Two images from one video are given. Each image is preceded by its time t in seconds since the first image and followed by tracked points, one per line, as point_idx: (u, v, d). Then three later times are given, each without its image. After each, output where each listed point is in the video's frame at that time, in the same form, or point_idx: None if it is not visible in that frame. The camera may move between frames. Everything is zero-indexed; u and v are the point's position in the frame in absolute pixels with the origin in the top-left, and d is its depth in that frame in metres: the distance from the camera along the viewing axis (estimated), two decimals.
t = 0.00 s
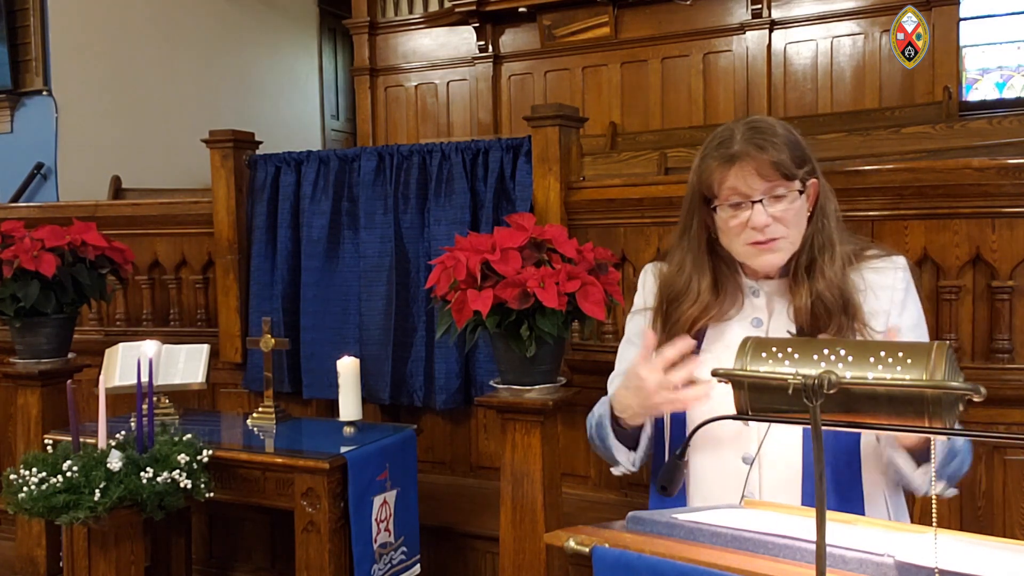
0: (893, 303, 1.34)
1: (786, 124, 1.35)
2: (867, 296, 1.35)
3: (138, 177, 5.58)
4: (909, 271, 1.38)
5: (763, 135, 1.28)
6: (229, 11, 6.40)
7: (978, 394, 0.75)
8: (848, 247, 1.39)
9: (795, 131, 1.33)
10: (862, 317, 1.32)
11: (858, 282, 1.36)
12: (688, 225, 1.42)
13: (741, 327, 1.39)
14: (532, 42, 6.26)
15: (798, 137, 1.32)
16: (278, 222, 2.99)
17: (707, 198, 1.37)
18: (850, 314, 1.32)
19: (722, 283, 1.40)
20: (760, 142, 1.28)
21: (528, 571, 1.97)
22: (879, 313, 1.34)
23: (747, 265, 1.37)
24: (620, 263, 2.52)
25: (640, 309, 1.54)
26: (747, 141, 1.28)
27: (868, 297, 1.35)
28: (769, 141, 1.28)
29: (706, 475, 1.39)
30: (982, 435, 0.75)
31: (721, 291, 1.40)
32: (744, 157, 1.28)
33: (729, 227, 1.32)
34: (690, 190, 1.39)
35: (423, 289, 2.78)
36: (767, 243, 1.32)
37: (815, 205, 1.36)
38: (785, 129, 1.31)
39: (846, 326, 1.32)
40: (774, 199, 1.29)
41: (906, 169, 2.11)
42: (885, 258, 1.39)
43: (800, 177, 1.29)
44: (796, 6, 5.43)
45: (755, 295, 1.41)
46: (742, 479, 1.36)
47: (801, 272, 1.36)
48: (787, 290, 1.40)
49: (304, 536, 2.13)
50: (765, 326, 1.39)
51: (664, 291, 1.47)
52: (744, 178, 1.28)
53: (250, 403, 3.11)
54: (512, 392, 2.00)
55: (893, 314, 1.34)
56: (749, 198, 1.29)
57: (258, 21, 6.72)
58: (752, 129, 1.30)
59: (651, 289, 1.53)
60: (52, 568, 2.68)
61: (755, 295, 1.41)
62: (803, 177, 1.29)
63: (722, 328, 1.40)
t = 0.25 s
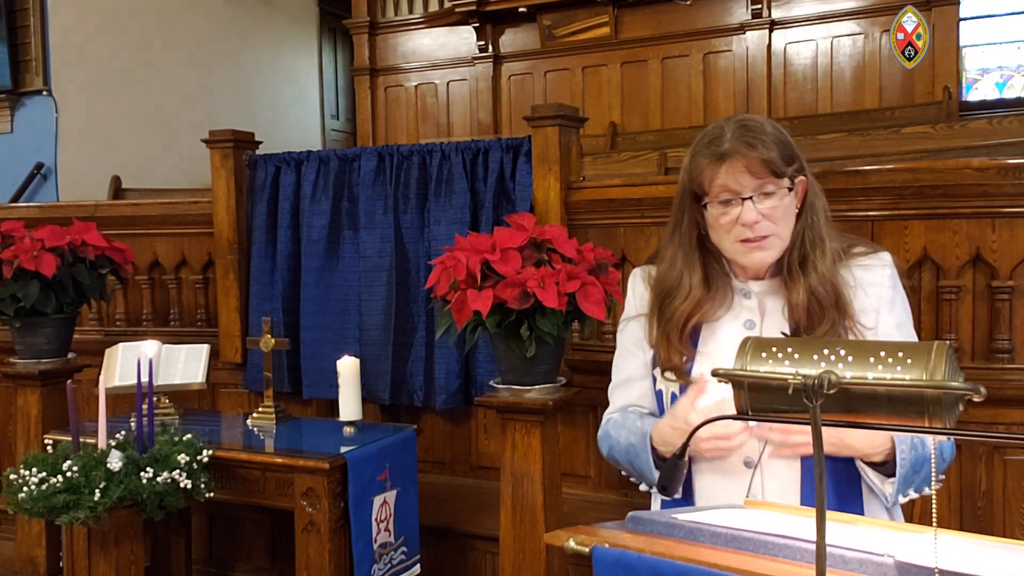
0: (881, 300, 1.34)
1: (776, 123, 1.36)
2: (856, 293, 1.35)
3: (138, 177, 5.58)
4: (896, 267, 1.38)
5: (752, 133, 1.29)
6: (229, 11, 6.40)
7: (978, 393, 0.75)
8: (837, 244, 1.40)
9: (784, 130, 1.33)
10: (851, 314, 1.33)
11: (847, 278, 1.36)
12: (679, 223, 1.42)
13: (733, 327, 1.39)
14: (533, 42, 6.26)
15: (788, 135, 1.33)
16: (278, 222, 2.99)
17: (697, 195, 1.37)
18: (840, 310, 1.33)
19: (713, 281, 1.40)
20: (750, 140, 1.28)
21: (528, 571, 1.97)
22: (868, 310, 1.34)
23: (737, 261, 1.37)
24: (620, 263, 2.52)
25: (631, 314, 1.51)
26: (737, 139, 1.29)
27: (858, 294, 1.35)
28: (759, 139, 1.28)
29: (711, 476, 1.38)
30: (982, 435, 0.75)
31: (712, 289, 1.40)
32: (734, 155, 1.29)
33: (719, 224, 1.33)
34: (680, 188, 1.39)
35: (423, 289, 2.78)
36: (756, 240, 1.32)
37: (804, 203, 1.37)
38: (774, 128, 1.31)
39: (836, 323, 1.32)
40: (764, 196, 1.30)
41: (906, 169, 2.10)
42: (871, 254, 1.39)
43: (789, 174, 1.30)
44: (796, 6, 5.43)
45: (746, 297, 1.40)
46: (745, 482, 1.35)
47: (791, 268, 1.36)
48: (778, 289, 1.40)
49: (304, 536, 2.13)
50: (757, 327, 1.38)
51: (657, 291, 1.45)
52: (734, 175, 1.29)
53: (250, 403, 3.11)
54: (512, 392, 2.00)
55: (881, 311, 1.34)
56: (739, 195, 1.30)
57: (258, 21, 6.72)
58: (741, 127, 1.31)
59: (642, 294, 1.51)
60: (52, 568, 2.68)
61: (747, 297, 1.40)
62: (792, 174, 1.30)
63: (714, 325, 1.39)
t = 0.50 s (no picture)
0: (874, 294, 1.35)
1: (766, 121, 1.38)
2: (850, 289, 1.36)
3: (138, 177, 5.58)
4: (884, 259, 1.39)
5: (740, 123, 1.30)
6: (229, 11, 6.40)
7: (978, 393, 0.75)
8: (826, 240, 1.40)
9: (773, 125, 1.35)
10: (847, 311, 1.34)
11: (840, 275, 1.37)
12: (670, 218, 1.43)
13: (733, 327, 1.38)
14: (533, 42, 6.26)
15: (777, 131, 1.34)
16: (278, 222, 2.99)
17: (687, 188, 1.38)
18: (836, 307, 1.34)
19: (708, 275, 1.40)
20: (738, 129, 1.29)
21: (528, 571, 1.97)
22: (862, 305, 1.35)
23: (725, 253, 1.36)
24: (620, 262, 2.52)
25: (625, 320, 1.49)
26: (726, 128, 1.30)
27: (852, 290, 1.36)
28: (747, 128, 1.30)
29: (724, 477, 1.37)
30: (982, 435, 0.75)
31: (707, 284, 1.40)
32: (722, 143, 1.30)
33: (708, 213, 1.33)
34: (671, 181, 1.40)
35: (423, 289, 2.78)
36: (744, 228, 1.31)
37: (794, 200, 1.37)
38: (763, 121, 1.33)
39: (834, 320, 1.33)
40: (752, 184, 1.30)
41: (906, 169, 2.11)
42: (860, 248, 1.40)
43: (777, 165, 1.30)
44: (796, 6, 5.43)
45: (742, 296, 1.40)
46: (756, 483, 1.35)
47: (785, 266, 1.36)
48: (774, 288, 1.40)
49: (304, 536, 2.13)
50: (756, 326, 1.38)
51: (654, 290, 1.44)
52: (722, 162, 1.29)
53: (250, 403, 3.11)
54: (512, 392, 2.00)
55: (874, 305, 1.35)
56: (727, 182, 1.30)
57: (258, 21, 6.72)
58: (730, 119, 1.32)
59: (637, 298, 1.48)
60: (52, 568, 2.68)
61: (744, 297, 1.40)
62: (780, 164, 1.30)
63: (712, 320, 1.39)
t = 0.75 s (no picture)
0: (872, 293, 1.35)
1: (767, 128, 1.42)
2: (850, 289, 1.36)
3: (138, 177, 5.58)
4: (882, 258, 1.39)
5: (741, 119, 1.35)
6: (229, 11, 6.40)
7: (978, 393, 0.75)
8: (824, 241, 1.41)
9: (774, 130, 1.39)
10: (847, 310, 1.34)
11: (839, 275, 1.37)
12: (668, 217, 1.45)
13: (733, 325, 1.38)
14: (533, 42, 6.26)
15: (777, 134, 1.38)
16: (278, 222, 2.99)
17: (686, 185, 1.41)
18: (835, 306, 1.34)
19: (704, 271, 1.40)
20: (738, 124, 1.34)
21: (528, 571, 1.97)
22: (861, 305, 1.35)
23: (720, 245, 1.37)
24: (620, 262, 2.52)
25: (623, 326, 1.48)
26: (725, 123, 1.34)
27: (852, 291, 1.36)
28: (746, 124, 1.34)
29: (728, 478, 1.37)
30: (982, 435, 0.75)
31: (705, 281, 1.40)
32: (721, 136, 1.34)
33: (704, 206, 1.35)
34: (670, 180, 1.43)
35: (423, 289, 2.78)
36: (740, 217, 1.32)
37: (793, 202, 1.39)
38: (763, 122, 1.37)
39: (835, 319, 1.34)
40: (749, 176, 1.32)
41: (906, 169, 2.11)
42: (857, 246, 1.41)
43: (776, 160, 1.33)
44: (796, 6, 5.43)
45: (742, 294, 1.39)
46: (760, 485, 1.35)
47: (785, 266, 1.37)
48: (774, 288, 1.40)
49: (304, 536, 2.13)
50: (757, 326, 1.38)
51: (653, 291, 1.44)
52: (720, 153, 1.33)
53: (250, 403, 3.11)
54: (512, 392, 2.00)
55: (872, 304, 1.35)
56: (724, 173, 1.33)
57: (258, 21, 6.72)
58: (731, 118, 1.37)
59: (636, 302, 1.47)
60: (52, 568, 2.68)
61: (744, 295, 1.39)
62: (778, 160, 1.33)
63: (714, 318, 1.39)
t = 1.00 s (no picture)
0: (873, 294, 1.35)
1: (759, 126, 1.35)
2: (850, 290, 1.36)
3: (138, 177, 5.58)
4: (882, 257, 1.40)
5: (738, 137, 1.28)
6: (229, 11, 6.40)
7: (977, 394, 0.75)
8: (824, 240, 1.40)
9: (766, 132, 1.32)
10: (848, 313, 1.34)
11: (839, 276, 1.37)
12: (667, 228, 1.42)
13: (737, 330, 1.39)
14: (532, 42, 6.26)
15: (770, 137, 1.32)
16: (278, 222, 2.99)
17: (685, 201, 1.36)
18: (837, 310, 1.34)
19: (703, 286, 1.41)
20: (736, 144, 1.27)
21: (528, 571, 1.97)
22: (863, 306, 1.35)
23: (729, 266, 1.36)
24: (620, 262, 2.52)
25: (626, 327, 1.49)
26: (722, 144, 1.27)
27: (851, 290, 1.36)
28: (745, 143, 1.27)
29: (729, 480, 1.36)
30: (982, 435, 0.75)
31: (704, 296, 1.40)
32: (720, 160, 1.27)
33: (709, 230, 1.31)
34: (669, 193, 1.38)
35: (423, 289, 2.78)
36: (747, 243, 1.30)
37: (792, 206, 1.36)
38: (759, 131, 1.31)
39: (834, 322, 1.34)
40: (753, 199, 1.28)
41: (907, 169, 2.11)
42: (859, 246, 1.42)
43: (776, 176, 1.29)
44: (796, 6, 5.43)
45: (744, 299, 1.42)
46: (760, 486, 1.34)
47: (785, 273, 1.36)
48: (773, 292, 1.41)
49: (304, 536, 2.13)
50: (759, 329, 1.40)
51: (652, 299, 1.45)
52: (721, 180, 1.27)
53: (250, 403, 3.11)
54: (512, 392, 2.00)
55: (873, 305, 1.35)
56: (728, 200, 1.28)
57: (258, 21, 6.72)
58: (725, 132, 1.29)
59: (637, 303, 1.49)
60: (52, 568, 2.68)
61: (745, 300, 1.42)
62: (778, 176, 1.29)
63: (717, 327, 1.40)
